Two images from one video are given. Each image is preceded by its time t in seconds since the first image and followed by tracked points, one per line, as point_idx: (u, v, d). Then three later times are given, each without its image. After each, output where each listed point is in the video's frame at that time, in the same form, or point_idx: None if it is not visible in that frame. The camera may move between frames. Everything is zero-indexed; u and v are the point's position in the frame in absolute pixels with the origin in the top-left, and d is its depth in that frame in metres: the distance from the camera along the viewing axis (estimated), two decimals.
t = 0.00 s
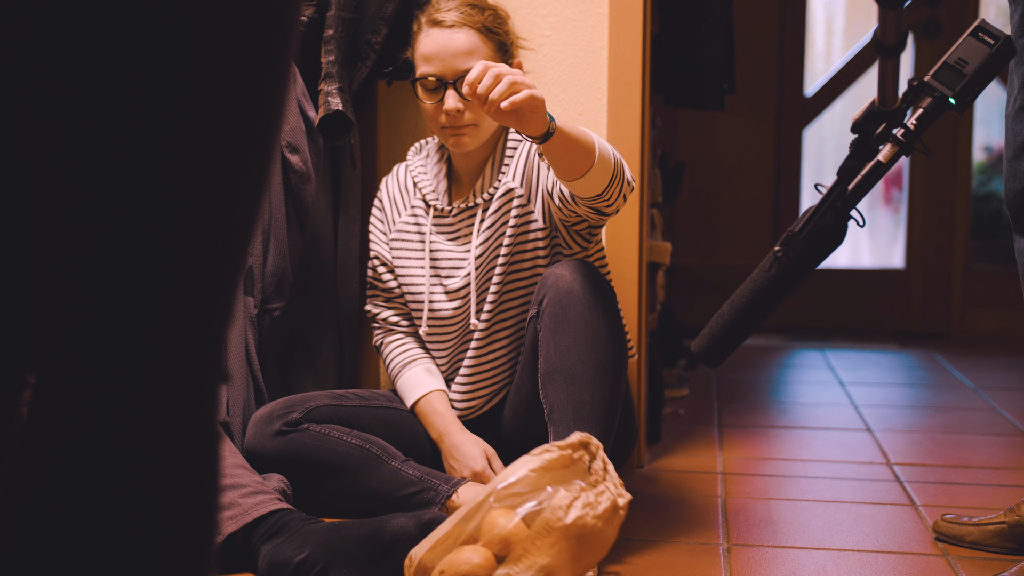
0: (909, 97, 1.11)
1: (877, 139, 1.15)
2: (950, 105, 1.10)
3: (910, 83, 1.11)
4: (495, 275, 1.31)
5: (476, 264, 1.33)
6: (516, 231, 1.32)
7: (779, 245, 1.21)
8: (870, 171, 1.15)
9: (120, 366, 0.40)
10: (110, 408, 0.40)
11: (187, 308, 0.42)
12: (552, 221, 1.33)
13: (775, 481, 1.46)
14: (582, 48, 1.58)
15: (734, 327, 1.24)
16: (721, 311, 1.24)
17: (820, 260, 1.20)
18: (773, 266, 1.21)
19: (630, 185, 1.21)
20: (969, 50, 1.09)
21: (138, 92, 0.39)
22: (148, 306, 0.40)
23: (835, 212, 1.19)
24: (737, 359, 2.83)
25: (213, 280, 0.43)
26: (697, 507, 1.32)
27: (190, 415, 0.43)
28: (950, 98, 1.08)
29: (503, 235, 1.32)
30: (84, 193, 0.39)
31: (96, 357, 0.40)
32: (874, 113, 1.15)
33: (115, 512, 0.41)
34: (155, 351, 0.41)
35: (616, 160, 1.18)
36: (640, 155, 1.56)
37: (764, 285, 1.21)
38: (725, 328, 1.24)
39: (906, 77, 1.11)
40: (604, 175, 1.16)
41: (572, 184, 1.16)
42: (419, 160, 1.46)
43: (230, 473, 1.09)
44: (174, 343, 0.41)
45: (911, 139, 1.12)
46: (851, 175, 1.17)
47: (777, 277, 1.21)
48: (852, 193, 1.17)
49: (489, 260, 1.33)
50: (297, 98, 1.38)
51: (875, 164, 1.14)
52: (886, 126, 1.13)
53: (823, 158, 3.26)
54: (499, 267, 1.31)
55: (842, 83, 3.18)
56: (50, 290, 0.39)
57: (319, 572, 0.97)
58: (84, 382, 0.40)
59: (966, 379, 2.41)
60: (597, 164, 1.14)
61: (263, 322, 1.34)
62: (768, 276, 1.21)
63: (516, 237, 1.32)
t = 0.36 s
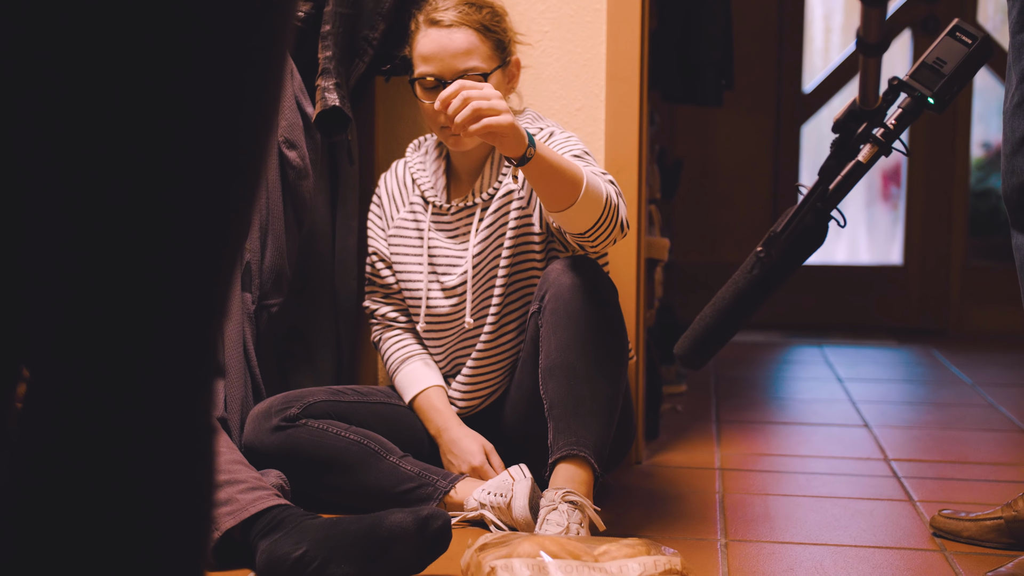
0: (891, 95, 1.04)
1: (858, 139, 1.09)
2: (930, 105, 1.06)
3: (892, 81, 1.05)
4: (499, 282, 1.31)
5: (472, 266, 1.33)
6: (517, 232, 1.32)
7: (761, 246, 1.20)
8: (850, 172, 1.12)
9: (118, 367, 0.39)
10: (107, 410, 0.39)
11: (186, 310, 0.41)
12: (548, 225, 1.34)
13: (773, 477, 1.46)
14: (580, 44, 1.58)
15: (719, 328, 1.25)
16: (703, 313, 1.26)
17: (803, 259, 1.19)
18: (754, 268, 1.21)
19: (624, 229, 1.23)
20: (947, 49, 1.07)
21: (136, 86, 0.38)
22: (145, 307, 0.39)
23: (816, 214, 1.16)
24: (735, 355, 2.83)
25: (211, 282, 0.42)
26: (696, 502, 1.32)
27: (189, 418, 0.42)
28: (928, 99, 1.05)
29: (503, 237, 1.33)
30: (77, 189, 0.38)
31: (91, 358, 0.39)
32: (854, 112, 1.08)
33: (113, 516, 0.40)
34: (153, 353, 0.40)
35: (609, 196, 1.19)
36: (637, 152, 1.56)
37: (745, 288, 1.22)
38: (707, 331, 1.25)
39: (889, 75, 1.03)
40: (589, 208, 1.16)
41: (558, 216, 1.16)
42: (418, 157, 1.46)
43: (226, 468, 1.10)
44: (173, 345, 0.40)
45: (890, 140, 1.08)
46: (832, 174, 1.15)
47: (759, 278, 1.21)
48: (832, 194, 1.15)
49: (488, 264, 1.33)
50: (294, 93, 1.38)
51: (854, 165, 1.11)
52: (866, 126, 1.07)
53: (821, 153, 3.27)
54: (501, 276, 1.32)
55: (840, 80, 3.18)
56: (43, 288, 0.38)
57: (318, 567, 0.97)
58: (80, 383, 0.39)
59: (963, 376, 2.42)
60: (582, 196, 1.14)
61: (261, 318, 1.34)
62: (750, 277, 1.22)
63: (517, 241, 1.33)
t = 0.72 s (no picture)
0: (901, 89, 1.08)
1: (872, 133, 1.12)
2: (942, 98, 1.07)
3: (903, 75, 1.09)
4: (501, 286, 1.31)
5: (472, 266, 1.33)
6: (517, 233, 1.32)
7: (776, 241, 1.22)
8: (864, 165, 1.14)
9: (107, 384, 0.36)
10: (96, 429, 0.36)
11: (180, 322, 0.37)
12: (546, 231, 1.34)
13: (771, 474, 1.46)
14: (579, 41, 1.58)
15: (734, 325, 1.25)
16: (720, 308, 1.26)
17: (817, 255, 1.20)
18: (771, 262, 1.22)
19: (613, 248, 1.21)
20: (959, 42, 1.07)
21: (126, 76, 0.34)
22: (136, 321, 0.36)
23: (831, 209, 1.18)
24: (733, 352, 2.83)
25: (205, 292, 0.38)
26: (694, 499, 1.32)
27: (186, 439, 0.38)
28: (941, 92, 1.06)
29: (503, 235, 1.33)
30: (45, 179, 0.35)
31: (79, 372, 0.36)
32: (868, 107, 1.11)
33: (101, 543, 0.37)
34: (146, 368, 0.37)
35: (595, 210, 1.17)
36: (636, 149, 1.56)
37: (761, 283, 1.22)
38: (727, 323, 1.25)
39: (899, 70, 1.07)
40: (567, 215, 1.14)
41: (538, 217, 1.14)
42: (417, 153, 1.46)
43: (224, 464, 1.10)
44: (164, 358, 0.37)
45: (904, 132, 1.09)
46: (846, 169, 1.16)
47: (774, 273, 1.22)
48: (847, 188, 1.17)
49: (487, 261, 1.33)
50: (292, 90, 1.38)
51: (868, 159, 1.13)
52: (880, 121, 1.10)
53: (820, 151, 3.27)
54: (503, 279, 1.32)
55: (839, 77, 3.18)
56: (24, 295, 0.35)
57: (316, 564, 0.97)
58: (66, 399, 0.36)
59: (961, 373, 2.42)
60: (557, 203, 1.13)
61: (259, 315, 1.34)
62: (766, 272, 1.22)
63: (516, 245, 1.32)
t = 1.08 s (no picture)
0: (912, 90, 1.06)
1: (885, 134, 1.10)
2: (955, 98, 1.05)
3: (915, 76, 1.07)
4: (499, 289, 1.31)
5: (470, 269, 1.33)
6: (515, 237, 1.32)
7: (791, 242, 1.19)
8: (878, 166, 1.11)
9: (103, 397, 0.35)
10: (90, 441, 0.35)
11: (175, 332, 0.36)
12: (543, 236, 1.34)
13: (769, 477, 1.46)
14: (577, 44, 1.58)
15: (749, 328, 1.23)
16: (735, 311, 1.24)
17: (833, 256, 1.18)
18: (784, 264, 1.20)
19: (613, 254, 1.21)
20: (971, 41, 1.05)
21: (120, 80, 0.33)
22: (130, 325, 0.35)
23: (844, 210, 1.16)
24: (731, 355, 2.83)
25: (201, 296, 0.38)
26: (691, 501, 1.32)
27: (182, 449, 0.38)
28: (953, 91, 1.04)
29: (501, 239, 1.33)
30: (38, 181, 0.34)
31: (73, 382, 0.35)
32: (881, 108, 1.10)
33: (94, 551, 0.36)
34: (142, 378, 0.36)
35: (594, 216, 1.17)
36: (634, 152, 1.56)
37: (777, 285, 1.20)
38: (740, 327, 1.23)
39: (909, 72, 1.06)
40: (567, 221, 1.14)
41: (538, 224, 1.14)
42: (414, 156, 1.46)
43: (221, 467, 1.09)
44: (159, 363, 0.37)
45: (918, 132, 1.07)
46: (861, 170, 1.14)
47: (790, 275, 1.19)
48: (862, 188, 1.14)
49: (485, 265, 1.33)
50: (289, 92, 1.38)
51: (882, 159, 1.09)
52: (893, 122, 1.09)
53: (818, 154, 3.28)
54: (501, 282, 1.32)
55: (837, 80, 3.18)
56: (17, 304, 0.34)
57: (313, 567, 0.97)
58: (58, 405, 0.35)
59: (958, 375, 2.42)
60: (556, 209, 1.13)
61: (257, 317, 1.34)
62: (781, 273, 1.20)
63: (514, 250, 1.32)
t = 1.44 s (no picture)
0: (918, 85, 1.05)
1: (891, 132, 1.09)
2: (961, 93, 1.04)
3: (921, 73, 1.05)
4: (499, 290, 1.32)
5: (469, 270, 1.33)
6: (514, 236, 1.32)
7: (798, 239, 1.19)
8: (885, 162, 1.10)
9: (100, 402, 0.35)
10: (87, 444, 0.35)
11: (174, 331, 0.36)
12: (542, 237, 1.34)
13: (769, 478, 1.46)
14: (576, 45, 1.58)
15: (757, 323, 1.24)
16: (742, 307, 1.24)
17: (840, 252, 1.17)
18: (792, 261, 1.20)
19: (613, 255, 1.21)
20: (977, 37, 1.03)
21: (118, 80, 0.33)
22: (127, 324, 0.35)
23: (851, 206, 1.15)
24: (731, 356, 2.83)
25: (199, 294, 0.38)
26: (690, 503, 1.32)
27: (179, 449, 0.38)
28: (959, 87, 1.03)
29: (500, 239, 1.33)
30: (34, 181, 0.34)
31: (68, 386, 0.35)
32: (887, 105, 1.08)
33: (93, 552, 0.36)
34: (140, 381, 0.36)
35: (592, 217, 1.17)
36: (633, 153, 1.56)
37: (784, 280, 1.21)
38: (748, 323, 1.24)
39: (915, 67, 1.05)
40: (567, 222, 1.14)
41: (537, 225, 1.14)
42: (414, 157, 1.46)
43: (220, 468, 1.09)
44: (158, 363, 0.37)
45: (923, 129, 1.06)
46: (868, 166, 1.13)
47: (798, 271, 1.19)
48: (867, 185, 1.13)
49: (484, 265, 1.33)
50: (289, 93, 1.38)
51: (888, 155, 1.08)
52: (900, 118, 1.07)
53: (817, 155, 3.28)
54: (501, 282, 1.32)
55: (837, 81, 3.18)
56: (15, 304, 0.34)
57: (313, 569, 0.97)
58: (54, 404, 0.35)
59: (958, 376, 2.42)
60: (556, 210, 1.13)
61: (257, 318, 1.34)
62: (788, 270, 1.20)
63: (513, 251, 1.32)
